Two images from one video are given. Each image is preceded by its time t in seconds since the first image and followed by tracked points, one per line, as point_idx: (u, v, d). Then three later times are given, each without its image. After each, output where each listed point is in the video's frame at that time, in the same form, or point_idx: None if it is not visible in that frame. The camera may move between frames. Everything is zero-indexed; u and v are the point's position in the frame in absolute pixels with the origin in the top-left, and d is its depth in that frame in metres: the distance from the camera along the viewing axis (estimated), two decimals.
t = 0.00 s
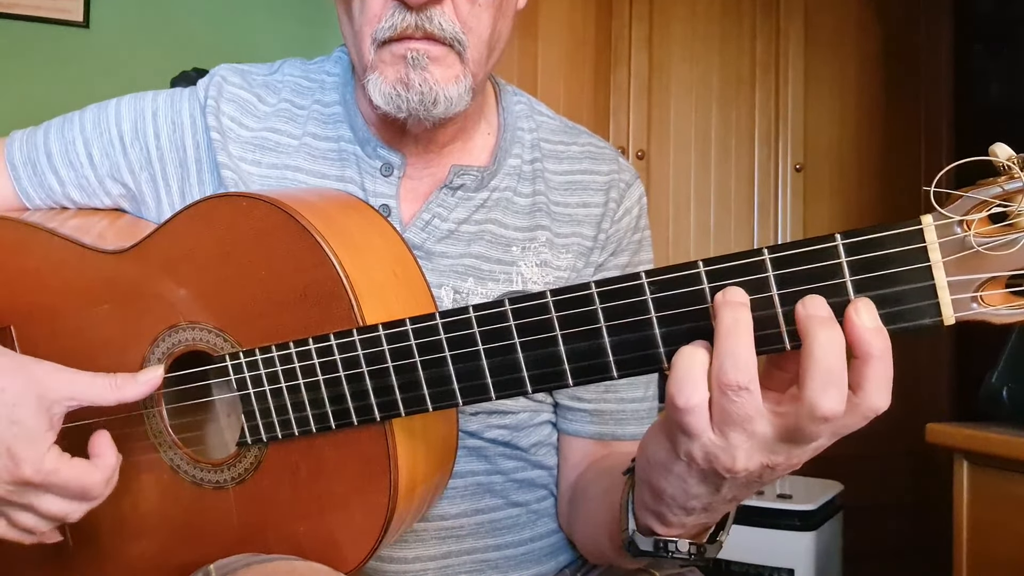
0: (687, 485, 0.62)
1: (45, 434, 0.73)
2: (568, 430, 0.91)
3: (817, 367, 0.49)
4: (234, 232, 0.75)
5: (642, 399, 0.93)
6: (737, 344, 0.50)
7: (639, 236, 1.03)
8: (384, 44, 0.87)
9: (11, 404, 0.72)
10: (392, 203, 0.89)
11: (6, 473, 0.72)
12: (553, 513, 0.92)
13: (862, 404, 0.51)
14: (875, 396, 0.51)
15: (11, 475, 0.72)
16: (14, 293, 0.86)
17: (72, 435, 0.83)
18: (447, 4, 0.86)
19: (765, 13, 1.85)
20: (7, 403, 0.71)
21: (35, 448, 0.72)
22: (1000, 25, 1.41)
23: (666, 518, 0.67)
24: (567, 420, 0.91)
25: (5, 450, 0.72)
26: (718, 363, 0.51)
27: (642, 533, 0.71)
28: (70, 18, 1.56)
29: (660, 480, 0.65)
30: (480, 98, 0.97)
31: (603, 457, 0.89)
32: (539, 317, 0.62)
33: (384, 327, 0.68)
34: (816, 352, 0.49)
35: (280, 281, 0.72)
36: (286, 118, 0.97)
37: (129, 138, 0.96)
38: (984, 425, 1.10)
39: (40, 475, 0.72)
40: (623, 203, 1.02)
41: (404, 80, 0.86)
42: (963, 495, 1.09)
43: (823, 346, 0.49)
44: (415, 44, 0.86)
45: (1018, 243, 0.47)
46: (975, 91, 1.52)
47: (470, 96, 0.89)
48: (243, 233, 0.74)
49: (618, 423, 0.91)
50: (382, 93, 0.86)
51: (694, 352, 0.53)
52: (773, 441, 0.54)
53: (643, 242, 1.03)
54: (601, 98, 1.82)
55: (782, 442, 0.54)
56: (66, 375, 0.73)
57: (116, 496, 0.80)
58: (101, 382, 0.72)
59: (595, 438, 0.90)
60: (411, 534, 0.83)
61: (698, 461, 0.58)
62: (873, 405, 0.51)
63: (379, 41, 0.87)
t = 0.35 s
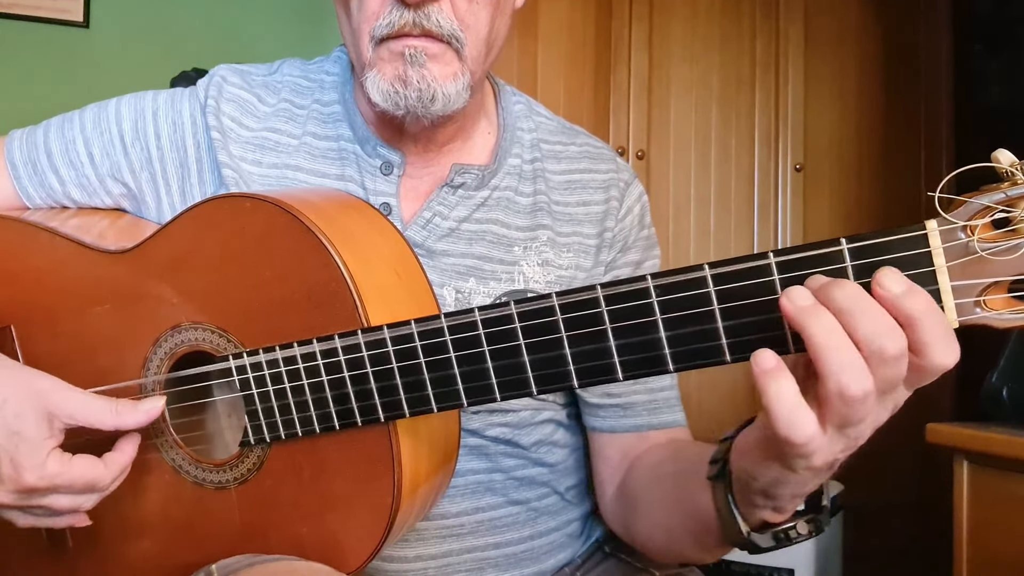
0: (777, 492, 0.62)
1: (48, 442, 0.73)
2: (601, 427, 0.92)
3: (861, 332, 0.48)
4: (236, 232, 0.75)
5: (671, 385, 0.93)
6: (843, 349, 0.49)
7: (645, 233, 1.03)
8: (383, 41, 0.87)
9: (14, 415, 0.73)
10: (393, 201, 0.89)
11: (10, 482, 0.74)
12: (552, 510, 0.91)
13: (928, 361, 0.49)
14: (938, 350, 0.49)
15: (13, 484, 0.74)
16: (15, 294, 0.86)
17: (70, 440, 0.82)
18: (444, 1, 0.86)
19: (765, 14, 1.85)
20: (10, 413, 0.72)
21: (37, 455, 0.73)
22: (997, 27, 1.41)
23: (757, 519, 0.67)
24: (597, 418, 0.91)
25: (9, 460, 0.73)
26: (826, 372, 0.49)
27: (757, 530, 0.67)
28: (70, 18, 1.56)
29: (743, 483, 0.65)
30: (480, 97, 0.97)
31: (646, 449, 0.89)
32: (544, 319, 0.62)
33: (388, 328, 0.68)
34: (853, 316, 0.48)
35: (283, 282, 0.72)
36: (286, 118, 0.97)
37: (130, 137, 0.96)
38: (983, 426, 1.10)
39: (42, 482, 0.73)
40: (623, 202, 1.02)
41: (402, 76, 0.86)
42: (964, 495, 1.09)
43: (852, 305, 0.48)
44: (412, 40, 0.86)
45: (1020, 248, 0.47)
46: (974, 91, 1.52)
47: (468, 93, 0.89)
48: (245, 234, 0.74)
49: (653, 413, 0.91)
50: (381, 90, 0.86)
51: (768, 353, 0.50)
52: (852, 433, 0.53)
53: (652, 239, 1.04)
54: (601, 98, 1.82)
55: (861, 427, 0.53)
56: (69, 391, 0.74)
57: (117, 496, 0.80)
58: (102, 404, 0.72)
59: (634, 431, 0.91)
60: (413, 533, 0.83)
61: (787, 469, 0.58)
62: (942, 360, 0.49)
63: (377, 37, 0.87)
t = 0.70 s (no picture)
0: (832, 530, 0.58)
1: (48, 471, 0.74)
2: (624, 423, 0.94)
3: (854, 334, 0.48)
4: (237, 232, 0.75)
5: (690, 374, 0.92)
6: (842, 353, 0.48)
7: (651, 231, 1.03)
8: (380, 39, 0.87)
9: (15, 444, 0.73)
10: (393, 200, 0.89)
11: (10, 508, 0.74)
12: (552, 510, 0.91)
13: (926, 360, 0.47)
14: (934, 348, 0.47)
15: (15, 510, 0.74)
16: (15, 295, 0.86)
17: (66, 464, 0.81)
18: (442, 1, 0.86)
19: (764, 14, 1.85)
20: (11, 443, 0.73)
21: (37, 483, 0.73)
22: (997, 27, 1.41)
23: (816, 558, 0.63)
24: (618, 413, 0.93)
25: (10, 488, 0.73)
26: (826, 375, 0.49)
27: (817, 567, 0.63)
28: (69, 18, 1.56)
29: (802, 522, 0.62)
30: (480, 96, 0.97)
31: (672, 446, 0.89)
32: (545, 321, 0.62)
33: (388, 330, 0.68)
34: (845, 318, 0.48)
35: (284, 282, 0.72)
36: (287, 117, 0.97)
37: (132, 137, 0.96)
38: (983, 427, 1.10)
39: (42, 510, 0.73)
40: (625, 202, 1.03)
41: (399, 74, 0.86)
42: (963, 495, 1.10)
43: (843, 307, 0.49)
44: (410, 39, 0.86)
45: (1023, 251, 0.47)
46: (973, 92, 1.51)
47: (466, 91, 0.89)
48: (246, 234, 0.74)
49: (672, 404, 0.91)
50: (379, 87, 0.86)
51: (774, 359, 0.51)
52: (873, 445, 0.51)
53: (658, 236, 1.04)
54: (601, 97, 1.81)
55: (893, 440, 0.51)
56: (69, 416, 0.74)
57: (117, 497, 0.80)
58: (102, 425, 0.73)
59: (656, 424, 0.92)
60: (412, 532, 0.83)
61: (823, 490, 0.55)
62: (939, 357, 0.47)
63: (374, 36, 0.87)
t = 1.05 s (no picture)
0: (832, 537, 0.58)
1: (48, 479, 0.74)
2: (625, 424, 0.93)
3: (854, 339, 0.48)
4: (239, 233, 0.75)
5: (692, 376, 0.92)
6: (841, 359, 0.48)
7: (654, 231, 1.04)
8: (383, 47, 0.87)
9: (14, 458, 0.73)
10: (395, 202, 0.89)
11: (12, 521, 0.74)
12: (554, 510, 0.91)
13: (925, 368, 0.48)
14: (933, 355, 0.47)
15: (17, 523, 0.74)
16: (16, 296, 0.86)
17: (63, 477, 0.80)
18: (445, 8, 0.86)
19: (765, 14, 1.85)
20: (11, 457, 0.73)
21: (37, 492, 0.73)
22: (998, 28, 1.42)
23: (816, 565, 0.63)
24: (620, 414, 0.93)
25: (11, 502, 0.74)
26: (824, 379, 0.49)
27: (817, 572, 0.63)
28: (69, 18, 1.56)
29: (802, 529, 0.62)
30: (482, 98, 0.96)
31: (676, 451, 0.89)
32: (546, 323, 0.62)
33: (390, 331, 0.68)
34: (845, 324, 0.48)
35: (285, 283, 0.72)
36: (290, 117, 0.97)
37: (135, 137, 0.96)
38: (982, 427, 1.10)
39: (45, 518, 0.73)
40: (628, 202, 1.02)
41: (402, 82, 0.86)
42: (963, 495, 1.10)
43: (844, 312, 0.49)
44: (412, 48, 0.86)
45: None
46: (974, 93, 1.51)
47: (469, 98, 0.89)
48: (249, 234, 0.74)
49: (673, 405, 0.91)
50: (382, 94, 0.86)
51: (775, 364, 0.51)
52: (872, 452, 0.51)
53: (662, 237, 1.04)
54: (601, 97, 1.81)
55: (893, 448, 0.51)
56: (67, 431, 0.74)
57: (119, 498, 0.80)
58: (98, 445, 0.74)
59: (658, 425, 0.91)
60: (413, 533, 0.83)
61: (823, 498, 0.55)
62: (938, 364, 0.47)
63: (377, 44, 0.87)
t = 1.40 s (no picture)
0: (831, 540, 0.58)
1: (51, 462, 0.74)
2: (625, 419, 0.93)
3: (855, 346, 0.48)
4: (241, 232, 0.75)
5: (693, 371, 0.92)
6: (842, 363, 0.48)
7: (654, 228, 1.04)
8: (420, 66, 0.87)
9: (15, 434, 0.73)
10: (397, 201, 0.90)
11: (11, 498, 0.74)
12: (554, 510, 0.91)
13: (923, 374, 0.47)
14: (933, 362, 0.47)
15: (15, 500, 0.74)
16: (17, 292, 0.86)
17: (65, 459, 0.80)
18: (483, 28, 0.86)
19: (765, 14, 1.85)
20: (11, 434, 0.73)
21: (39, 473, 0.73)
22: (998, 28, 1.41)
23: (814, 565, 0.63)
24: (621, 410, 0.92)
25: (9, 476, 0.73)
26: (824, 386, 0.49)
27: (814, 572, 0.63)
28: (69, 18, 1.56)
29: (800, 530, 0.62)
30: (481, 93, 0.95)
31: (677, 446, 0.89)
32: (547, 325, 0.62)
33: (391, 332, 0.68)
34: (846, 330, 0.48)
35: (285, 283, 0.72)
36: (291, 117, 0.96)
37: (136, 134, 0.96)
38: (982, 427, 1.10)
39: (40, 499, 0.73)
40: (628, 198, 1.02)
41: (440, 100, 0.86)
42: (963, 494, 1.10)
43: (847, 318, 0.48)
44: (451, 67, 0.86)
45: None
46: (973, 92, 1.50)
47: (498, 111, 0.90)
48: (250, 234, 0.74)
49: (674, 400, 0.91)
50: (416, 113, 0.86)
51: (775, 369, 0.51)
52: (870, 458, 0.51)
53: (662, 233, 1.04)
54: (601, 97, 1.81)
55: (893, 452, 0.51)
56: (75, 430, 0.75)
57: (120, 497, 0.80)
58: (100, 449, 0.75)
59: (659, 420, 0.91)
60: (414, 533, 0.83)
61: (821, 502, 0.55)
62: (937, 372, 0.47)
63: (413, 62, 0.86)
